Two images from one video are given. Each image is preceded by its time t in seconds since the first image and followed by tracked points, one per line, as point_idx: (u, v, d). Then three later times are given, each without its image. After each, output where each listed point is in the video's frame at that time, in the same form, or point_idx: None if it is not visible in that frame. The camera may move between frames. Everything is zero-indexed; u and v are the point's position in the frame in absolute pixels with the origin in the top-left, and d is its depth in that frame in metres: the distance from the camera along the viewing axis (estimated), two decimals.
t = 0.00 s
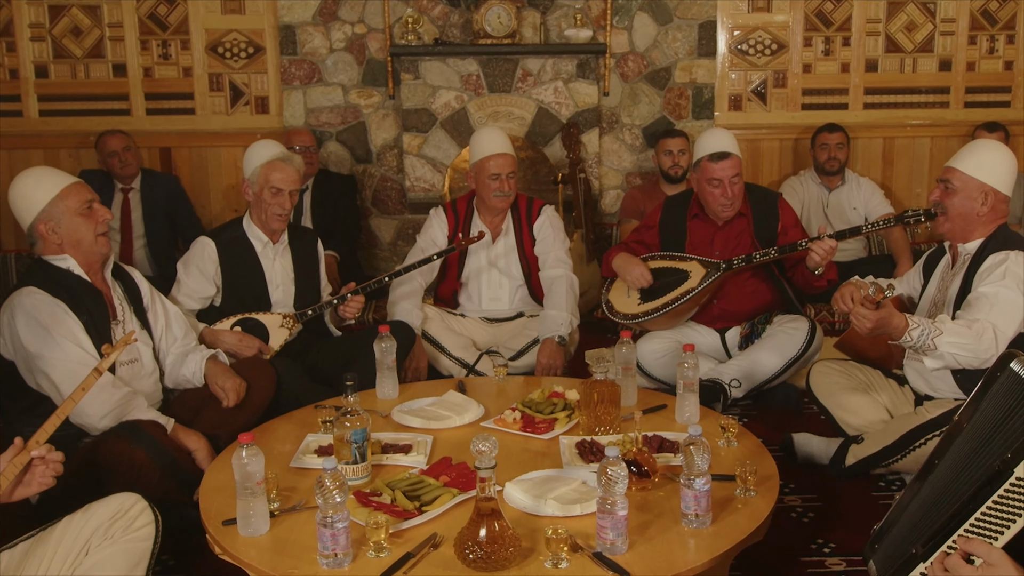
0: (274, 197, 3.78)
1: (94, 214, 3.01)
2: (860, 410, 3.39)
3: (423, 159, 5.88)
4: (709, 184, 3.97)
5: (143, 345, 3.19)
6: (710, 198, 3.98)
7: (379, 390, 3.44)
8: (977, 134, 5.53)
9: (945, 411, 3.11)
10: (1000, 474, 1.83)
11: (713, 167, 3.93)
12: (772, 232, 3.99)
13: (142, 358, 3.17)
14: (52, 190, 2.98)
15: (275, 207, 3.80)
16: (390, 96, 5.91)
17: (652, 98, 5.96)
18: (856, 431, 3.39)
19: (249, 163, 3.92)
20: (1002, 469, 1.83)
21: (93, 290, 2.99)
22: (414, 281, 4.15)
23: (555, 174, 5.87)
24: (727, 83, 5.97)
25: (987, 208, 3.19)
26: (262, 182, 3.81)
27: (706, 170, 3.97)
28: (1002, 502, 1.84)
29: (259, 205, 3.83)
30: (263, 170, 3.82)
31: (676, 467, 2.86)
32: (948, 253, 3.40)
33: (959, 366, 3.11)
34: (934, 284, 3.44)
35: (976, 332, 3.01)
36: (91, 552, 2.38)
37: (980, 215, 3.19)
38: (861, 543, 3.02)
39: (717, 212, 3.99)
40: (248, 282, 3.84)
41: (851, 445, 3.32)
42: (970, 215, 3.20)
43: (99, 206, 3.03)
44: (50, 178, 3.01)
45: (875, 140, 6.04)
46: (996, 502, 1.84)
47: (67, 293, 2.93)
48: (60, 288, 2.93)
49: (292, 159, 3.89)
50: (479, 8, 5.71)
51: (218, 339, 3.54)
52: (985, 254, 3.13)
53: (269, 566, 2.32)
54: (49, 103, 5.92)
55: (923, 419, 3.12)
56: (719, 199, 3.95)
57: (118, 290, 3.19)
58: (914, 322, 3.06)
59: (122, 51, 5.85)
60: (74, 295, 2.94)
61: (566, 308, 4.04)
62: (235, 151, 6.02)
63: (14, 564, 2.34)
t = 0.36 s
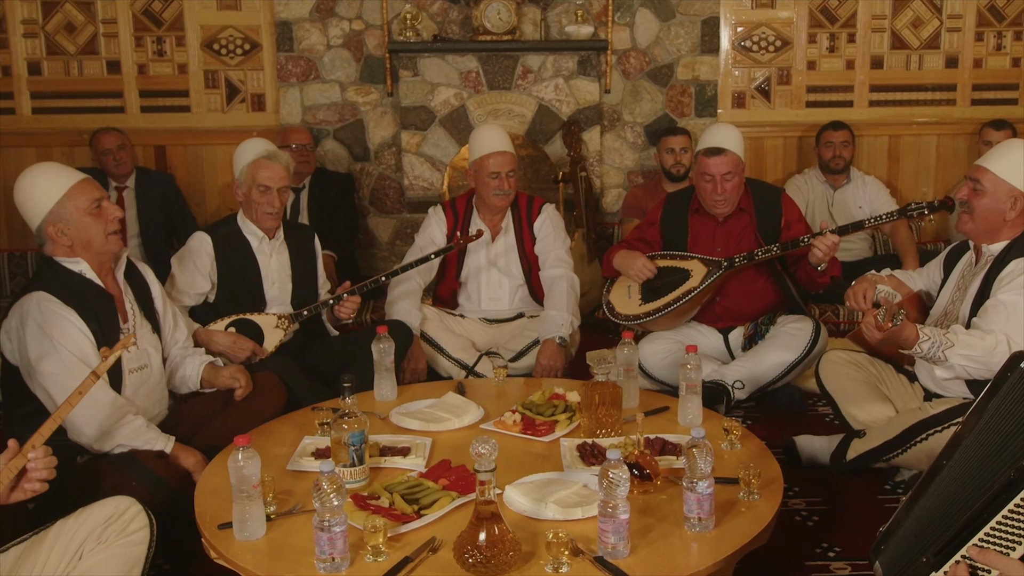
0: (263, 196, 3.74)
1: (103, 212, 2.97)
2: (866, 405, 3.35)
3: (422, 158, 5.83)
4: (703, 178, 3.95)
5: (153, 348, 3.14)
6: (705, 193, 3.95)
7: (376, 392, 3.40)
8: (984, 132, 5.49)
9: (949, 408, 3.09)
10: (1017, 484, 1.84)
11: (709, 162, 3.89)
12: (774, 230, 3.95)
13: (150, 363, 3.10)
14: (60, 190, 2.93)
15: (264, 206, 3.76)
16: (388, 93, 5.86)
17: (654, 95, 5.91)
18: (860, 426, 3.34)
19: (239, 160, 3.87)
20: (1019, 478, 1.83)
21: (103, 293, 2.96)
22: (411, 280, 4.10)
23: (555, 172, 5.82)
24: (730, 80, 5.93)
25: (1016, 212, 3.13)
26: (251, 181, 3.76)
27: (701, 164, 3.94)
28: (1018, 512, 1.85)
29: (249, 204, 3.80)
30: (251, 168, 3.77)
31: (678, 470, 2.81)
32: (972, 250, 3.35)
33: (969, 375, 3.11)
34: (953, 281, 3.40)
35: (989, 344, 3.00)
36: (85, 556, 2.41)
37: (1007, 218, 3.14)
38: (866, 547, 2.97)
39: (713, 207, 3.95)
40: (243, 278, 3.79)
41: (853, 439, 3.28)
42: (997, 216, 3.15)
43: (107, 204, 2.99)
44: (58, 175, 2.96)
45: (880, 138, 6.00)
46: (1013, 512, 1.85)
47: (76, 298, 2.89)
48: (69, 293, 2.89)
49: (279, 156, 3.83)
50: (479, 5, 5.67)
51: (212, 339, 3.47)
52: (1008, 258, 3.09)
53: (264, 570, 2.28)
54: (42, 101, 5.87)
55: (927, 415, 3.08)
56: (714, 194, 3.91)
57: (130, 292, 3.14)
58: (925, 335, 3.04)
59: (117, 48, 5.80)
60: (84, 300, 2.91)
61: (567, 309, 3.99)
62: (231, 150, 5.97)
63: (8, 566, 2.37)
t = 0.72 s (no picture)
0: (252, 198, 3.69)
1: (130, 218, 2.98)
2: (871, 409, 3.31)
3: (420, 156, 5.78)
4: (703, 180, 3.90)
5: (166, 354, 3.14)
6: (705, 194, 3.90)
7: (375, 393, 3.35)
8: (991, 129, 5.44)
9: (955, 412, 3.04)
10: None
11: (709, 163, 3.85)
12: (777, 228, 3.91)
13: (160, 375, 3.11)
14: (87, 192, 2.93)
15: (253, 208, 3.70)
16: (386, 90, 5.82)
17: (656, 92, 5.87)
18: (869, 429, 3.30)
19: (234, 158, 3.82)
20: None
21: (124, 301, 2.96)
22: (410, 279, 4.07)
23: (556, 171, 5.77)
24: (733, 77, 5.88)
25: None
26: (240, 182, 3.71)
27: (701, 165, 3.90)
28: None
29: (241, 203, 3.75)
30: (241, 169, 3.72)
31: (681, 473, 2.76)
32: (983, 248, 3.29)
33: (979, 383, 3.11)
34: (960, 279, 3.34)
35: (997, 352, 2.99)
36: (79, 559, 2.37)
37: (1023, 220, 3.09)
38: (872, 552, 2.92)
39: (714, 209, 3.90)
40: (237, 282, 3.74)
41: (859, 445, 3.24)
42: (1012, 216, 3.10)
43: (134, 209, 3.00)
44: (85, 177, 2.96)
45: (885, 136, 5.95)
46: None
47: (98, 306, 2.88)
48: (92, 300, 2.88)
49: (271, 156, 3.75)
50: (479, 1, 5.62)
51: (208, 341, 3.43)
52: (1019, 263, 3.04)
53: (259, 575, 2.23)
54: (35, 98, 5.82)
55: (933, 418, 3.05)
56: (714, 194, 3.86)
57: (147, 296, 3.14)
58: (935, 344, 3.03)
59: (111, 45, 5.76)
60: (105, 307, 2.90)
61: (567, 309, 3.95)
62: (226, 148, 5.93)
63: None
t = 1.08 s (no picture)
0: (246, 197, 3.65)
1: (148, 226, 2.97)
2: (875, 415, 3.27)
3: (419, 154, 5.75)
4: (709, 179, 3.86)
5: (173, 359, 3.10)
6: (710, 194, 3.86)
7: (373, 395, 3.30)
8: (998, 127, 5.39)
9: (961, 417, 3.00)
10: None
11: (714, 161, 3.81)
12: (781, 227, 3.88)
13: (166, 385, 3.06)
14: (110, 197, 2.91)
15: (247, 208, 3.66)
16: (385, 88, 5.77)
17: (658, 90, 5.82)
18: (871, 436, 3.26)
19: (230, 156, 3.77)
20: None
21: (134, 308, 2.92)
22: (407, 280, 4.02)
23: (557, 169, 5.73)
24: (736, 74, 5.84)
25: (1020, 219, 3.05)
26: (235, 181, 3.67)
27: (707, 165, 3.86)
28: None
29: (236, 203, 3.70)
30: (234, 169, 3.67)
31: (684, 476, 2.71)
32: (974, 250, 3.24)
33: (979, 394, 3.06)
34: (954, 284, 3.28)
35: (995, 363, 2.93)
36: (72, 564, 2.33)
37: (1012, 225, 3.06)
38: (877, 556, 2.87)
39: (719, 208, 3.86)
40: (232, 283, 3.70)
41: (864, 451, 3.21)
42: (1001, 220, 3.07)
43: (153, 219, 2.99)
44: (107, 179, 2.93)
45: (891, 133, 5.90)
46: None
47: (108, 314, 2.85)
48: (102, 307, 2.85)
49: (265, 155, 3.70)
50: None
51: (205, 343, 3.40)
52: (1013, 268, 2.98)
53: None
54: (28, 96, 5.78)
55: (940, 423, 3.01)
56: (719, 194, 3.83)
57: (156, 301, 3.10)
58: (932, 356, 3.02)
59: (105, 41, 5.71)
60: (114, 313, 2.87)
61: (568, 310, 3.90)
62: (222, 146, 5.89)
63: None
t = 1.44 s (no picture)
0: (246, 193, 3.60)
1: (144, 222, 2.92)
2: (877, 423, 3.24)
3: (417, 152, 5.71)
4: (713, 178, 3.82)
5: (167, 358, 3.06)
6: (714, 193, 3.82)
7: (371, 397, 3.26)
8: (1005, 125, 5.35)
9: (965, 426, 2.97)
10: None
11: (718, 161, 3.77)
12: (785, 227, 3.84)
13: (160, 382, 3.02)
14: (106, 191, 2.87)
15: (247, 204, 3.62)
16: (382, 85, 5.73)
17: (660, 87, 5.78)
18: (872, 444, 3.23)
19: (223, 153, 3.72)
20: None
21: (127, 303, 2.88)
22: (406, 279, 3.99)
23: (558, 168, 5.69)
24: (740, 72, 5.79)
25: (996, 218, 3.05)
26: (232, 178, 3.62)
27: (710, 164, 3.82)
28: None
29: (233, 202, 3.67)
30: (232, 165, 3.62)
31: (686, 480, 2.66)
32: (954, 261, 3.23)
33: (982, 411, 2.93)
34: (942, 295, 3.25)
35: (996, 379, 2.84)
36: (65, 570, 2.28)
37: (991, 227, 3.05)
38: (883, 560, 2.82)
39: (722, 208, 3.82)
40: (227, 282, 3.65)
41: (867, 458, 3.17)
42: (980, 225, 3.06)
43: (149, 215, 2.95)
44: (105, 173, 2.90)
45: (896, 131, 5.87)
46: None
47: (101, 308, 2.81)
48: (97, 301, 2.81)
49: (263, 151, 3.67)
50: None
51: (198, 345, 3.35)
52: (997, 272, 2.98)
53: None
54: (21, 93, 5.73)
55: (945, 434, 2.98)
56: (723, 193, 3.79)
57: (150, 299, 3.06)
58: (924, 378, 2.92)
59: (99, 38, 5.67)
60: (108, 309, 2.83)
61: (569, 310, 3.86)
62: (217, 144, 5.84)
63: None
